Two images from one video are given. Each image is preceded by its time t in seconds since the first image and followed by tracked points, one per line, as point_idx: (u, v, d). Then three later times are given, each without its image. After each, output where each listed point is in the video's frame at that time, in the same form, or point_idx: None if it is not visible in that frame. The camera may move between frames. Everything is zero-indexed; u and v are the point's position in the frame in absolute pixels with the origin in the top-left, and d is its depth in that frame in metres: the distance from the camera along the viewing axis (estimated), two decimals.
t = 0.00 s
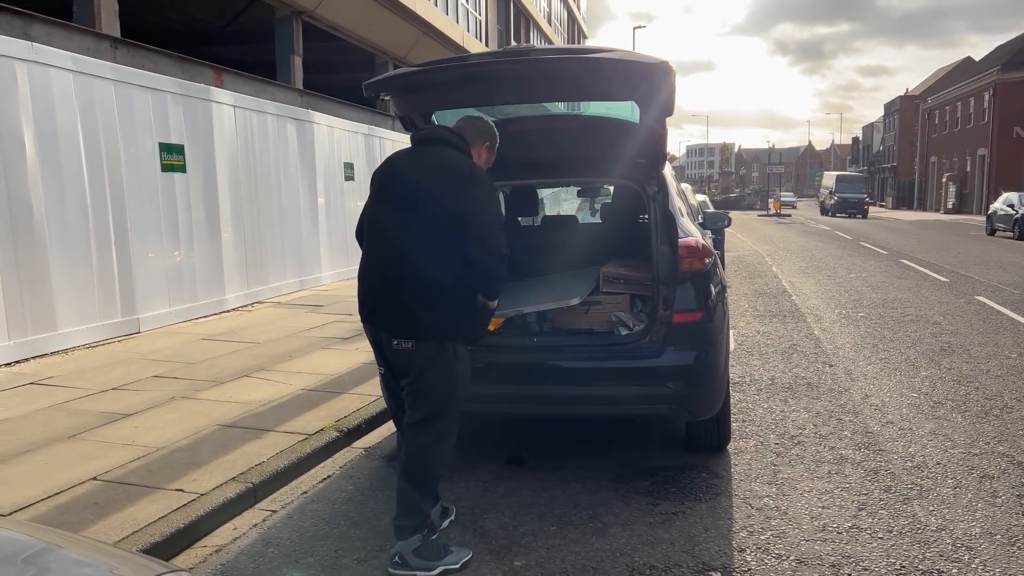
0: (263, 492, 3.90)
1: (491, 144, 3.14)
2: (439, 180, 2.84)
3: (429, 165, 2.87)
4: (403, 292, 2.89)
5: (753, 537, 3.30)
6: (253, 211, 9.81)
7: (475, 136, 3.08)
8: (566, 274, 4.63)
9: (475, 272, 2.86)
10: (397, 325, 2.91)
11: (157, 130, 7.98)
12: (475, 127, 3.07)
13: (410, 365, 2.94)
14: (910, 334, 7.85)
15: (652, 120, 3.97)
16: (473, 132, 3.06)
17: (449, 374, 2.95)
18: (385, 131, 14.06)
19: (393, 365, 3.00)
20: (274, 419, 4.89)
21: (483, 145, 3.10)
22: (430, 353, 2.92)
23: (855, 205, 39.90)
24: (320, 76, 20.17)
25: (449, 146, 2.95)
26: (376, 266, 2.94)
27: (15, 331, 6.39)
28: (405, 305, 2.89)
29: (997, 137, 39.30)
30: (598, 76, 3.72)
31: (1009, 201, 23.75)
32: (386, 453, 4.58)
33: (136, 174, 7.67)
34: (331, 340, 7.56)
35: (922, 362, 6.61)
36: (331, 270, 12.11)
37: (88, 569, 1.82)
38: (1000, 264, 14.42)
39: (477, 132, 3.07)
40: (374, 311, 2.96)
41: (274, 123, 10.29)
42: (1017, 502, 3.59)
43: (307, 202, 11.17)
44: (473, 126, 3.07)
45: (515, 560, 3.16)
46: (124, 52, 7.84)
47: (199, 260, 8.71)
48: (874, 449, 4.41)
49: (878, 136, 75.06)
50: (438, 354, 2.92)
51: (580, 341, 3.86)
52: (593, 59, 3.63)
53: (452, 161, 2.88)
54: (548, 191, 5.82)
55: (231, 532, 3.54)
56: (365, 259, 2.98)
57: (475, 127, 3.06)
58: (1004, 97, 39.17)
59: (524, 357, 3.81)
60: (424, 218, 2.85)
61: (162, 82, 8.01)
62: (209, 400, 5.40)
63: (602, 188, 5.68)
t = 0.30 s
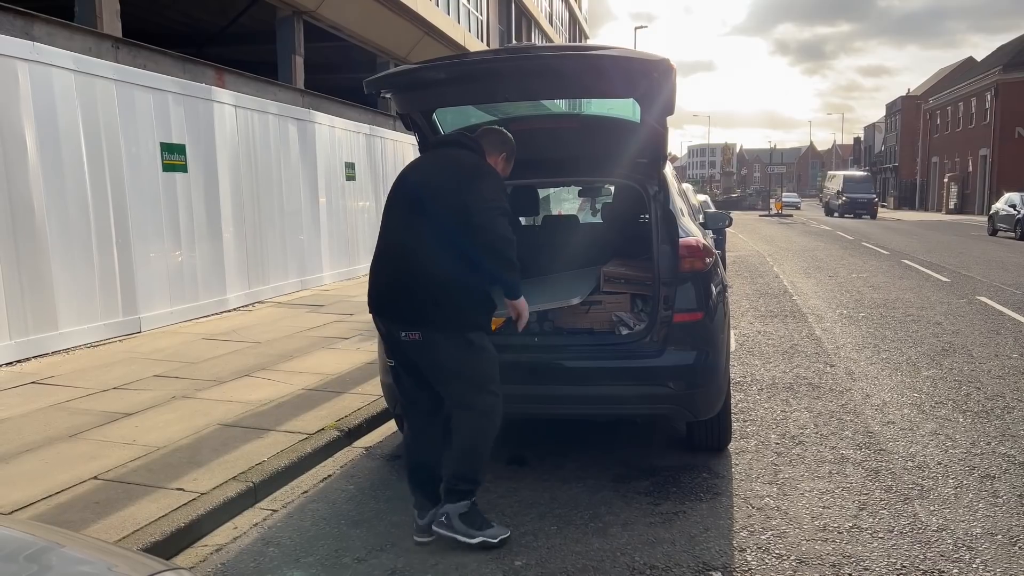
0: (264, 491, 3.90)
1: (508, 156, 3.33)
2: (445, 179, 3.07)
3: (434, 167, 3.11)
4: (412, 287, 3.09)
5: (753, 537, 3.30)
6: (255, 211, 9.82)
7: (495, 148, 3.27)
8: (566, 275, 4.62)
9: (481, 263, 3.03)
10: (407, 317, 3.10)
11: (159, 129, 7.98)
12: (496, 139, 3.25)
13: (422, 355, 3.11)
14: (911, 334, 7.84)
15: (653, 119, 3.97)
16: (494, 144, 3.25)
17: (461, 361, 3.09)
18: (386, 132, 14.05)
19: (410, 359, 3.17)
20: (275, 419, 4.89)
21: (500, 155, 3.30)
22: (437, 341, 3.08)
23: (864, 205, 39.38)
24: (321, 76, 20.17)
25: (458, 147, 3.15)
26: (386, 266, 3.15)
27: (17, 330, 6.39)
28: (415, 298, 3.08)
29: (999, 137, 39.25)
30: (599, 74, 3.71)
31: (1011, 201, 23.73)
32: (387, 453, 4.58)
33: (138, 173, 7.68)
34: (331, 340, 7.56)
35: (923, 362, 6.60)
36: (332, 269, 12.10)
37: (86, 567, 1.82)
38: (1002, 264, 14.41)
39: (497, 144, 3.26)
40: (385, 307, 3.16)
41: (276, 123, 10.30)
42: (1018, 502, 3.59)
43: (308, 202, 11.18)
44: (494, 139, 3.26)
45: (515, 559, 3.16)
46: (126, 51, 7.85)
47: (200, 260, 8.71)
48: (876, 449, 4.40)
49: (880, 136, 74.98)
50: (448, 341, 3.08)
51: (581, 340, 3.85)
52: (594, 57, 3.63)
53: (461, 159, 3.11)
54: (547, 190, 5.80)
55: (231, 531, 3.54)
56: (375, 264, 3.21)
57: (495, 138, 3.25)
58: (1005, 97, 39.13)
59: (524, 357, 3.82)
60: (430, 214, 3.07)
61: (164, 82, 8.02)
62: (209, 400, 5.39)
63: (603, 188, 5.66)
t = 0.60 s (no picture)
0: (264, 490, 3.91)
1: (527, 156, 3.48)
2: (473, 185, 3.23)
3: (461, 173, 3.26)
4: (439, 287, 3.24)
5: (753, 536, 3.30)
6: (256, 211, 9.82)
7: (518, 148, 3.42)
8: (566, 274, 4.61)
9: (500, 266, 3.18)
10: (434, 315, 3.25)
11: (160, 129, 7.99)
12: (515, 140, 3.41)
13: (444, 351, 3.26)
14: (912, 334, 7.85)
15: (654, 117, 3.98)
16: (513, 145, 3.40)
17: (483, 360, 3.25)
18: (387, 132, 14.06)
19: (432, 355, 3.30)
20: (275, 419, 4.89)
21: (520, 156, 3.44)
22: (463, 340, 3.23)
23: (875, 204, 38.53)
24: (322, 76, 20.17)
25: (484, 151, 3.29)
26: (411, 267, 3.30)
27: (18, 330, 6.40)
28: (443, 297, 3.23)
29: (1000, 137, 39.23)
30: (598, 72, 3.70)
31: (1012, 202, 23.73)
32: (388, 452, 4.58)
33: (139, 174, 7.69)
34: (332, 340, 7.57)
35: (923, 362, 6.61)
36: (333, 269, 12.11)
37: (86, 562, 1.82)
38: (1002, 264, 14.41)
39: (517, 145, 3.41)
40: (412, 305, 3.31)
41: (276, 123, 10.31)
42: (1017, 501, 3.59)
43: (309, 202, 11.19)
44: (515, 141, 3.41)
45: (515, 558, 3.16)
46: (127, 51, 7.85)
47: (201, 259, 8.72)
48: (876, 449, 4.40)
49: (881, 136, 74.98)
50: (473, 341, 3.23)
51: (581, 340, 3.85)
52: (593, 57, 3.61)
53: (488, 164, 3.25)
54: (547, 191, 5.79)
55: (232, 530, 3.54)
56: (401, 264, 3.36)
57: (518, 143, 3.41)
58: (1006, 97, 39.13)
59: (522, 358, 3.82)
60: (459, 219, 3.23)
61: (166, 82, 8.04)
62: (210, 399, 5.40)
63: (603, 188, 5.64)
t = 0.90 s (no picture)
0: (266, 491, 3.92)
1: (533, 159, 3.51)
2: (484, 186, 3.25)
3: (478, 175, 3.27)
4: (447, 286, 3.28)
5: (754, 537, 3.30)
6: (257, 212, 9.84)
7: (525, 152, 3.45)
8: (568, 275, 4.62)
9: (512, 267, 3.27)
10: (445, 312, 3.30)
11: (161, 130, 8.01)
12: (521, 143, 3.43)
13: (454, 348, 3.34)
14: (913, 335, 7.85)
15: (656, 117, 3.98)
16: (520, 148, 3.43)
17: (491, 357, 3.31)
18: (389, 133, 14.07)
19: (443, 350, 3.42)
20: (277, 420, 4.90)
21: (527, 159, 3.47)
22: (473, 337, 3.29)
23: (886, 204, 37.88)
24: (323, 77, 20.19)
25: (497, 153, 3.29)
26: (425, 261, 3.33)
27: (20, 331, 6.41)
28: (454, 297, 3.27)
29: (1000, 139, 39.20)
30: (599, 72, 3.70)
31: (1012, 202, 23.73)
32: (390, 453, 4.59)
33: (141, 175, 7.70)
34: (334, 341, 7.58)
35: (925, 363, 6.62)
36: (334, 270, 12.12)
37: (88, 563, 1.83)
38: (1003, 265, 14.42)
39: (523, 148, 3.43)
40: (422, 303, 3.36)
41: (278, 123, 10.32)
42: (1018, 503, 3.59)
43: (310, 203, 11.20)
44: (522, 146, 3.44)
45: (517, 559, 3.17)
46: (128, 52, 7.86)
47: (203, 260, 8.74)
48: (878, 450, 4.41)
49: (881, 137, 74.97)
50: (482, 338, 3.29)
51: (581, 341, 3.86)
52: (594, 58, 3.61)
53: (505, 168, 3.25)
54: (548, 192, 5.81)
55: (234, 531, 3.55)
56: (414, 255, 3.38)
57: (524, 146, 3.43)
58: (1006, 98, 39.13)
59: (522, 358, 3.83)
60: (474, 220, 3.25)
61: (167, 83, 8.05)
62: (212, 400, 5.41)
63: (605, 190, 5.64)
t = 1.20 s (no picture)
0: (269, 489, 3.93)
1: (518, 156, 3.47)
2: (479, 185, 3.28)
3: (474, 174, 3.29)
4: (443, 283, 3.32)
5: (755, 535, 3.32)
6: (258, 212, 9.85)
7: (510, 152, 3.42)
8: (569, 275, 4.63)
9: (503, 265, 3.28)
10: (442, 308, 3.33)
11: (163, 130, 8.02)
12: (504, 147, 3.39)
13: (447, 344, 3.36)
14: (914, 335, 7.86)
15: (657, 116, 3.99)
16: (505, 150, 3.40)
17: (485, 352, 3.33)
18: (389, 133, 14.09)
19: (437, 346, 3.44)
20: (279, 419, 4.91)
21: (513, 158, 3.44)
22: (469, 333, 3.31)
23: (899, 203, 37.39)
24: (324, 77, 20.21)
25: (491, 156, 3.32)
26: (421, 257, 3.36)
27: (22, 331, 6.42)
28: (452, 295, 3.30)
29: (1001, 139, 39.18)
30: (599, 72, 3.71)
31: (1013, 202, 23.72)
32: (392, 452, 4.61)
33: (143, 174, 7.71)
34: (335, 340, 7.59)
35: (925, 362, 6.62)
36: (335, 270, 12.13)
37: (91, 558, 1.84)
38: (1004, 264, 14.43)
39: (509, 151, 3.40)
40: (419, 299, 3.40)
41: (279, 123, 10.34)
42: (1018, 501, 3.60)
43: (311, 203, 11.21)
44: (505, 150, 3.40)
45: (519, 557, 3.18)
46: (130, 53, 7.87)
47: (204, 260, 8.75)
48: (878, 449, 4.41)
49: (882, 137, 74.97)
50: (479, 336, 3.32)
51: (581, 340, 3.87)
52: (593, 56, 3.62)
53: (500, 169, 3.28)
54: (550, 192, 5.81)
55: (237, 529, 3.56)
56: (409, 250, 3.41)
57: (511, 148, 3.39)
58: (1006, 98, 39.13)
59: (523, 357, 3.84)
60: (470, 220, 3.27)
61: (169, 83, 8.07)
62: (214, 399, 5.42)
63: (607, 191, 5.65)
